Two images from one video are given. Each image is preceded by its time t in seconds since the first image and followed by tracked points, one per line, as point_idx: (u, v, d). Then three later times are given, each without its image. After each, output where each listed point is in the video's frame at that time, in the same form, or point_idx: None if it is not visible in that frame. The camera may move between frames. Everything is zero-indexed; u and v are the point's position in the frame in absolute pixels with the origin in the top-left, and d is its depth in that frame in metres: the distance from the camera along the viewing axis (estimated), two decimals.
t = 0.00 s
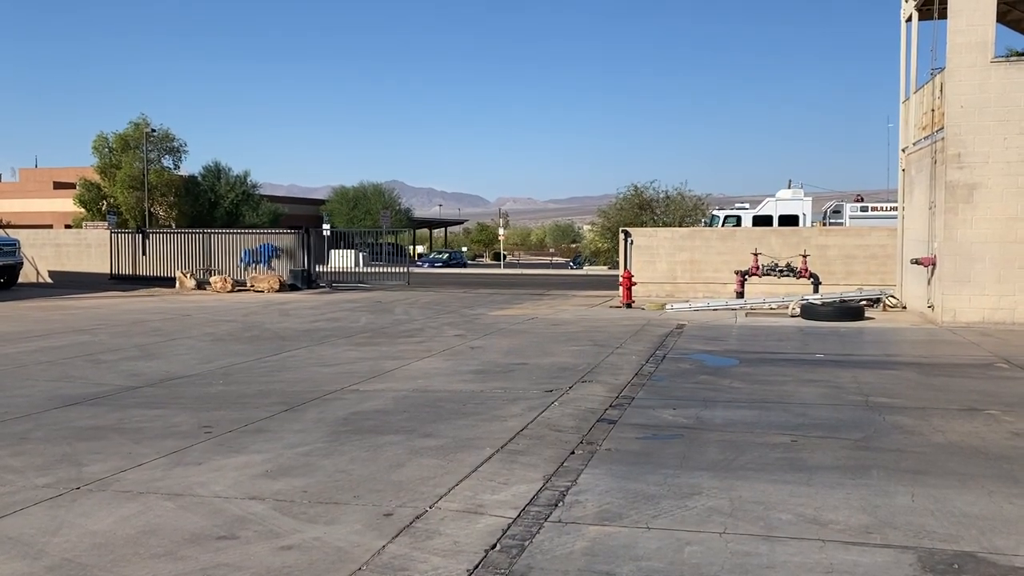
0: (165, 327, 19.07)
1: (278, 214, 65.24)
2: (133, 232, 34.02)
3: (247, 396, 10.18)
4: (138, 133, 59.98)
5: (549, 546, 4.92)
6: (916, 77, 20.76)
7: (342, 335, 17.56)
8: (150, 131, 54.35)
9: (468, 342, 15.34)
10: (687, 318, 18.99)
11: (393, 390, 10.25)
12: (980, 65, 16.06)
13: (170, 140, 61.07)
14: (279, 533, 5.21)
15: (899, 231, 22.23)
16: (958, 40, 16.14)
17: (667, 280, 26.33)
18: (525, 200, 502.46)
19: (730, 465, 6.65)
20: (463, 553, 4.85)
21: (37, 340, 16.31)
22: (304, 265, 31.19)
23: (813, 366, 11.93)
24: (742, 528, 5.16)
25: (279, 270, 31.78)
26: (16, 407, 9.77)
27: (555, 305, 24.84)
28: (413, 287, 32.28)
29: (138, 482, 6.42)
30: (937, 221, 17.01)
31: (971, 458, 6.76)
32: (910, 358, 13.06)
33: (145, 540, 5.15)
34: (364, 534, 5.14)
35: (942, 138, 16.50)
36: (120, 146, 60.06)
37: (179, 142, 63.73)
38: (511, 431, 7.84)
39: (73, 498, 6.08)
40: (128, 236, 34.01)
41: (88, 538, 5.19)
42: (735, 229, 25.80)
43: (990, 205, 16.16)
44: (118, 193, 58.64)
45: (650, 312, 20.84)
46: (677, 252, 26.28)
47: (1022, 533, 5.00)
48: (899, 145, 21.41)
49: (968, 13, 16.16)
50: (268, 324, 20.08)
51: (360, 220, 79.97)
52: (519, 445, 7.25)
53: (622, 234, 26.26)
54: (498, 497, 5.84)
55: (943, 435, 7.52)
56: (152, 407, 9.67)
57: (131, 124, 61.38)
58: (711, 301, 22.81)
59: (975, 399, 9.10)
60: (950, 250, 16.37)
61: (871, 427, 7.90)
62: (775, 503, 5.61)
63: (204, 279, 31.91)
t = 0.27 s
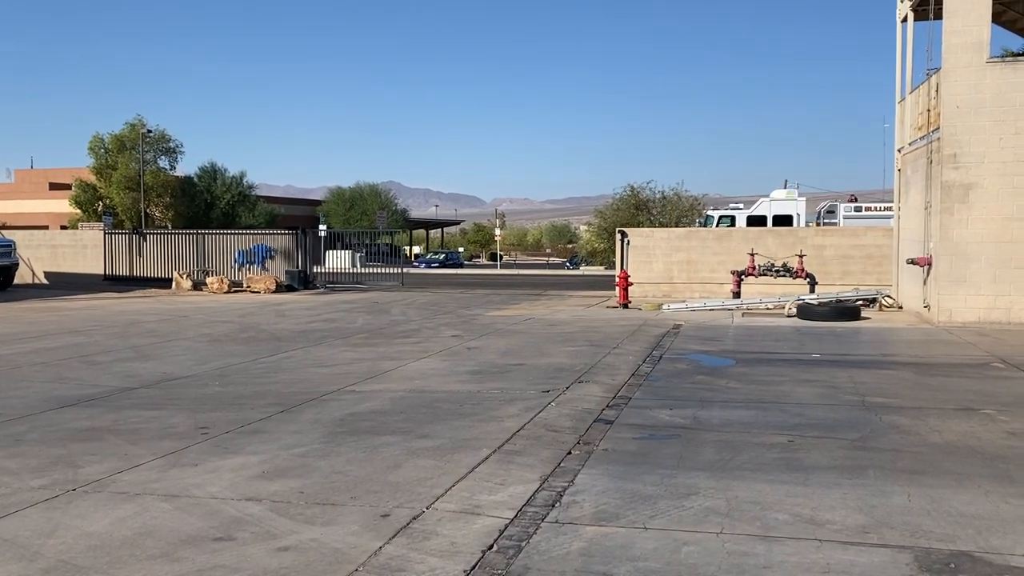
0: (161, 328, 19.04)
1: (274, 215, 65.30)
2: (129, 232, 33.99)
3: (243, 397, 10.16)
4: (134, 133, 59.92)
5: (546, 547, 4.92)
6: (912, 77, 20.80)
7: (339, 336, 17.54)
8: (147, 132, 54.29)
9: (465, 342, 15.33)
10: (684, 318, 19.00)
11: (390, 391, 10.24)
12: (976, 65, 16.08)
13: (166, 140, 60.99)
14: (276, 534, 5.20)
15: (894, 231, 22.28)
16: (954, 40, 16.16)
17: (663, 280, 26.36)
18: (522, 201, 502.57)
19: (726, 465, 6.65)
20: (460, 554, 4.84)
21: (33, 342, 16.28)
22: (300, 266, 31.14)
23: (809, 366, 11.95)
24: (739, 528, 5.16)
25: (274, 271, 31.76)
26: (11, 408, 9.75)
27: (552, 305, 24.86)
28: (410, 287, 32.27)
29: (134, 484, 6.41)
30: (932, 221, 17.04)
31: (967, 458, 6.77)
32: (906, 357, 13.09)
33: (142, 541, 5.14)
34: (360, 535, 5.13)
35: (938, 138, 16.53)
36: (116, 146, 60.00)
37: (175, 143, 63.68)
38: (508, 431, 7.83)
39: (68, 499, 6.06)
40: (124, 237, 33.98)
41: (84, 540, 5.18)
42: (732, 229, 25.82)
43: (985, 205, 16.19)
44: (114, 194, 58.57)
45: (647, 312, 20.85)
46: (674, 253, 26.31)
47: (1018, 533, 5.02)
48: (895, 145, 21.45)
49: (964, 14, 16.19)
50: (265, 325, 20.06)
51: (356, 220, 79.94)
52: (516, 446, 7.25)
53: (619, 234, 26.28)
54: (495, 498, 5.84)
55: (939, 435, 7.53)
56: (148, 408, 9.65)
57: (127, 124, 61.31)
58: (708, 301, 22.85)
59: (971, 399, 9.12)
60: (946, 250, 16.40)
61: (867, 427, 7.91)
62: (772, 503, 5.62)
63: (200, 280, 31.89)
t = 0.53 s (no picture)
0: (156, 329, 19.00)
1: (268, 215, 65.34)
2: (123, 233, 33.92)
3: (239, 398, 10.14)
4: (128, 134, 59.81)
5: (542, 547, 4.91)
6: (906, 77, 20.86)
7: (334, 336, 17.52)
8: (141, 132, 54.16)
9: (460, 343, 15.32)
10: (679, 319, 19.02)
11: (386, 392, 10.23)
12: (969, 65, 16.13)
13: (161, 141, 60.87)
14: (271, 536, 5.19)
15: (889, 230, 22.33)
16: (947, 40, 16.21)
17: (658, 280, 26.40)
18: (517, 201, 502.66)
19: (722, 465, 6.65)
20: (456, 555, 4.84)
21: (28, 343, 16.23)
22: (296, 267, 31.10)
23: (804, 365, 11.97)
24: (736, 528, 5.16)
25: (267, 271, 31.68)
26: (5, 410, 9.71)
27: (547, 306, 24.87)
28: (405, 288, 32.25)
29: (129, 486, 6.39)
30: (926, 221, 17.08)
31: (962, 457, 6.79)
32: (901, 356, 13.11)
33: (136, 543, 5.12)
34: (356, 537, 5.12)
35: (932, 138, 16.57)
36: (110, 147, 59.87)
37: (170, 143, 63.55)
38: (503, 431, 7.83)
39: (63, 501, 6.04)
40: (118, 238, 33.92)
41: (78, 542, 5.16)
42: (726, 229, 25.86)
43: (979, 204, 16.23)
44: (108, 195, 58.41)
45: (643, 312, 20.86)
46: (669, 253, 26.34)
47: (1013, 532, 5.02)
48: (889, 145, 21.50)
49: (957, 14, 16.23)
50: (260, 326, 20.02)
51: (351, 221, 79.88)
52: (512, 446, 7.24)
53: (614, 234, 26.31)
54: (491, 498, 5.83)
55: (934, 434, 7.55)
56: (142, 409, 9.62)
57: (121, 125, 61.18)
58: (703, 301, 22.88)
59: (966, 398, 9.13)
60: (940, 250, 16.43)
61: (862, 427, 7.92)
62: (767, 503, 5.62)
63: (194, 281, 31.83)
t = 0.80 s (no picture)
0: (150, 331, 18.93)
1: (262, 216, 65.37)
2: (115, 235, 33.79)
3: (235, 400, 10.11)
4: (120, 136, 59.62)
5: (545, 548, 4.90)
6: (899, 78, 20.92)
7: (329, 338, 17.49)
8: (132, 134, 53.99)
9: (456, 344, 15.30)
10: (674, 319, 19.04)
11: (383, 393, 10.20)
12: (962, 66, 16.17)
13: (153, 143, 60.72)
14: (272, 538, 5.16)
15: (882, 230, 22.39)
16: (940, 41, 16.25)
17: (652, 280, 26.44)
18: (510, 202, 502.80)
19: (722, 465, 6.65)
20: (459, 556, 4.82)
21: (21, 346, 16.15)
22: (289, 268, 31.05)
23: (800, 365, 11.99)
24: (737, 528, 5.15)
25: (259, 273, 31.66)
26: None
27: (542, 306, 24.88)
28: (399, 289, 32.23)
29: (127, 489, 6.35)
30: (920, 220, 17.12)
31: (961, 456, 6.80)
32: (897, 356, 13.14)
33: (136, 546, 5.09)
34: (358, 538, 5.10)
35: (925, 138, 16.61)
36: (101, 150, 59.66)
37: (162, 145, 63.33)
38: (502, 432, 7.82)
39: (61, 504, 6.00)
40: (110, 240, 33.80)
41: (77, 545, 5.13)
42: (721, 230, 25.89)
43: (973, 204, 16.28)
44: (99, 197, 58.18)
45: (638, 312, 20.85)
46: (663, 253, 26.37)
47: (1015, 530, 5.03)
48: (883, 145, 21.56)
49: (950, 14, 16.28)
50: (254, 328, 19.97)
51: (344, 222, 79.77)
52: (511, 447, 7.22)
53: (608, 235, 26.33)
54: (492, 500, 5.82)
55: (933, 433, 7.56)
56: (138, 412, 9.58)
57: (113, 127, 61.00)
58: (698, 301, 22.91)
59: (963, 397, 9.16)
60: (934, 250, 16.48)
61: (860, 426, 7.94)
62: (769, 503, 5.62)
63: (187, 283, 31.73)
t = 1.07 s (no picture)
0: (146, 333, 18.85)
1: (253, 220, 66.53)
2: (109, 237, 33.67)
3: (236, 403, 10.05)
4: (113, 137, 59.43)
5: (558, 551, 4.88)
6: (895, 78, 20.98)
7: (328, 340, 17.43)
8: (126, 136, 53.84)
9: (455, 345, 15.26)
10: (673, 319, 19.04)
11: (385, 395, 10.16)
12: (959, 66, 16.21)
13: (146, 144, 60.57)
14: (282, 542, 5.12)
15: (879, 230, 22.43)
16: (937, 41, 16.28)
17: (649, 281, 26.45)
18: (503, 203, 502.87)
19: (731, 466, 6.63)
20: (471, 560, 4.79)
21: (17, 349, 16.05)
22: (285, 270, 31.00)
23: (802, 365, 12.00)
24: (750, 530, 5.13)
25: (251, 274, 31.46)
26: None
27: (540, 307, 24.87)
28: (395, 290, 32.17)
29: (132, 493, 6.30)
30: (918, 220, 17.15)
31: (968, 456, 6.80)
32: (897, 356, 13.15)
33: (145, 551, 5.05)
34: (369, 543, 5.07)
35: (923, 138, 16.65)
36: (94, 151, 59.44)
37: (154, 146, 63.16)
38: (508, 434, 7.79)
39: (66, 509, 5.95)
40: (104, 241, 33.68)
41: (85, 551, 5.08)
42: (717, 230, 25.91)
43: (970, 204, 16.32)
44: (92, 199, 57.97)
45: (636, 313, 20.83)
46: (659, 254, 26.38)
47: None
48: (879, 145, 21.61)
49: (947, 15, 16.31)
50: (251, 329, 19.90)
51: (337, 223, 79.65)
52: (518, 450, 7.20)
53: (604, 235, 26.31)
54: (502, 503, 5.79)
55: (939, 434, 7.56)
56: (139, 415, 9.52)
57: (105, 128, 60.82)
58: (695, 302, 22.92)
59: (966, 397, 9.16)
60: (932, 250, 16.51)
61: (866, 426, 7.94)
62: (780, 505, 5.60)
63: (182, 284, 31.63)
